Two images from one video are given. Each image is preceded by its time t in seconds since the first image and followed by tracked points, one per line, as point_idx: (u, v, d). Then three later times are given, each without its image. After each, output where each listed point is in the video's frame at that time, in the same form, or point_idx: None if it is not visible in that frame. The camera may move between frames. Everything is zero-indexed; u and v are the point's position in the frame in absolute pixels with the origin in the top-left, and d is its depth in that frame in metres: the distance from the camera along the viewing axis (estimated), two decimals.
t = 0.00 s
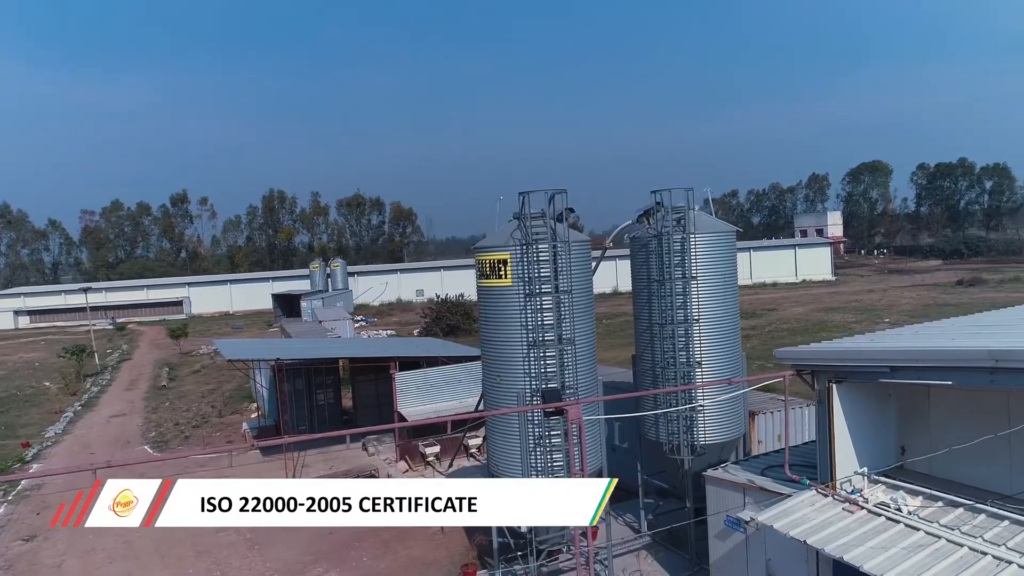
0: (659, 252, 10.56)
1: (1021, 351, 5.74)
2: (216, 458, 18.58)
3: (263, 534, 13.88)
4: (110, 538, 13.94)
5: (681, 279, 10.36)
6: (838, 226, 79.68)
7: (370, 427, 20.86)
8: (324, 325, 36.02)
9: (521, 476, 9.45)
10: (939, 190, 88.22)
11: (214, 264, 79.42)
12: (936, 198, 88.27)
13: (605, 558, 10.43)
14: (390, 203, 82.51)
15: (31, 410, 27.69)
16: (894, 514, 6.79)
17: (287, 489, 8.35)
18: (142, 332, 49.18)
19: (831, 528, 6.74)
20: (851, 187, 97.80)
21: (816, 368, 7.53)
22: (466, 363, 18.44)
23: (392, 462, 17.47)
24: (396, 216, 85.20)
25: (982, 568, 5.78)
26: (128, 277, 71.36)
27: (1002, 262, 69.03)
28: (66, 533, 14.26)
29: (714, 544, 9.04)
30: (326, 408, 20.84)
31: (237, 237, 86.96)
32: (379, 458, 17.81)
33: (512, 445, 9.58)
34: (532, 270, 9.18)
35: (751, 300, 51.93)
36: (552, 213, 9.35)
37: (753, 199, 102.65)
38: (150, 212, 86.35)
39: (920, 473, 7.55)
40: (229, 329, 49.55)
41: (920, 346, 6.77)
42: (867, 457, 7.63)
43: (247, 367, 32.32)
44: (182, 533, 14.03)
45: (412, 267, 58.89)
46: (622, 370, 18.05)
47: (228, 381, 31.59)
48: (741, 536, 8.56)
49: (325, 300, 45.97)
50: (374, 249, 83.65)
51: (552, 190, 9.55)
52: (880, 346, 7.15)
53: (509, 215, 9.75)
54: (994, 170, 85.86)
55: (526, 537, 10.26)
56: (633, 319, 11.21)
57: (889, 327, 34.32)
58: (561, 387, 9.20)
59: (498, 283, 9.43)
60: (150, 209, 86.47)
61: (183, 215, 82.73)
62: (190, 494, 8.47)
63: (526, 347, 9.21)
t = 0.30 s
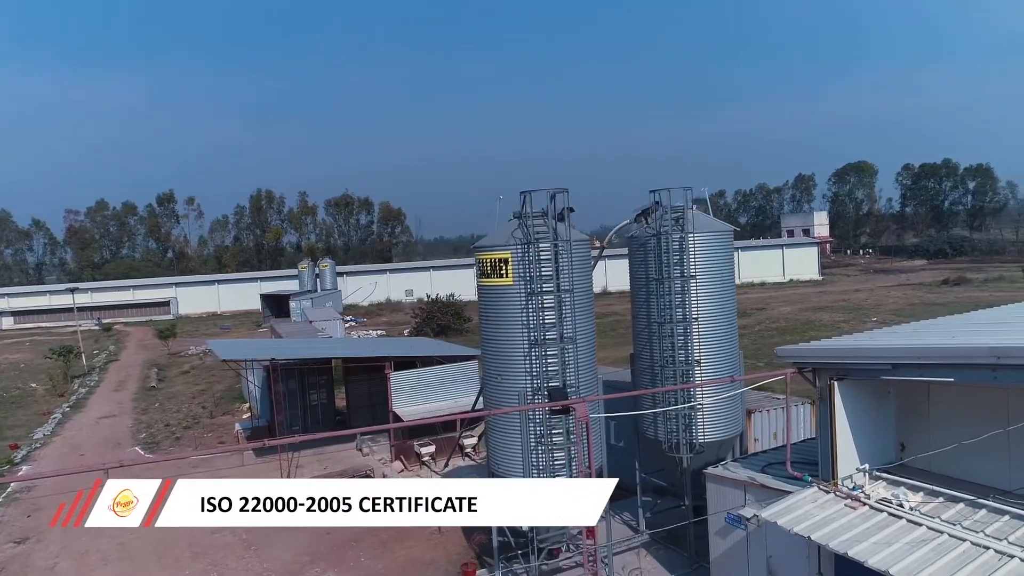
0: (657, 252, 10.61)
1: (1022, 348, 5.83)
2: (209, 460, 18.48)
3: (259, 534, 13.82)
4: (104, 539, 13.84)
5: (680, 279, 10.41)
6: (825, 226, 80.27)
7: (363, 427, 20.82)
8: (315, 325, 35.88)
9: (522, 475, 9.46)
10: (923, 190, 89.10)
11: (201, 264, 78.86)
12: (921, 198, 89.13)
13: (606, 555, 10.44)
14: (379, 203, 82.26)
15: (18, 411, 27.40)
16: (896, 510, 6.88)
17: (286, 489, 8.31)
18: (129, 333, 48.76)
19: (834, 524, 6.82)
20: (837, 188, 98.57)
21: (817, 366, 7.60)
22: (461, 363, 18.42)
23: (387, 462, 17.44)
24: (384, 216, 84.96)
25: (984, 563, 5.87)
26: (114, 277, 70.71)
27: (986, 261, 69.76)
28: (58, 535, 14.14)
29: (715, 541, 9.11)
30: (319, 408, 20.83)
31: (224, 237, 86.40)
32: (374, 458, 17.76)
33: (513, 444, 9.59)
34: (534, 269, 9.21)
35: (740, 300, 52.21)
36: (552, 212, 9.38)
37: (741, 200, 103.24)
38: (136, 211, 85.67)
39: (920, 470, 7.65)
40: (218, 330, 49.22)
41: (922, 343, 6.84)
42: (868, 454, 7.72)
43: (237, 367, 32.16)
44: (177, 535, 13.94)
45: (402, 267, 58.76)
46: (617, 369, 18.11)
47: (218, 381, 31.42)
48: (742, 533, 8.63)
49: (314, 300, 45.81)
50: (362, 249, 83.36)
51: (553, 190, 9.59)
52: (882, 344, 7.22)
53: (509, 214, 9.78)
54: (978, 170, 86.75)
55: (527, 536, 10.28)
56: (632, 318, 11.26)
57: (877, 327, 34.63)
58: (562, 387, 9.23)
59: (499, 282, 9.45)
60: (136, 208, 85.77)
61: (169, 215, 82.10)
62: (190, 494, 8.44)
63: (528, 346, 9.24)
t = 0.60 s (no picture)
0: (662, 251, 10.66)
1: None
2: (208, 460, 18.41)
3: (260, 534, 13.78)
4: (103, 540, 13.76)
5: (684, 278, 10.46)
6: (817, 226, 80.63)
7: (362, 428, 20.73)
8: (310, 326, 35.77)
9: (529, 474, 9.49)
10: (915, 191, 89.61)
11: (193, 264, 78.48)
12: (912, 198, 89.62)
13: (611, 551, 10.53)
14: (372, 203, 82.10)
15: (12, 412, 27.21)
16: (905, 507, 6.94)
17: (286, 489, 8.28)
18: (122, 333, 48.45)
19: (844, 521, 6.88)
20: (829, 188, 99.06)
21: (825, 364, 7.64)
22: (461, 363, 18.41)
23: (387, 462, 17.40)
24: (378, 216, 84.77)
25: (995, 558, 5.94)
26: (106, 278, 70.27)
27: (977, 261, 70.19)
28: (57, 537, 14.05)
29: (721, 539, 9.15)
30: (317, 408, 20.70)
31: (217, 237, 86.02)
32: (373, 458, 17.72)
33: (520, 443, 9.62)
34: (541, 268, 9.24)
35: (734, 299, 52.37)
36: (559, 211, 9.41)
37: (733, 200, 103.59)
38: (128, 211, 85.20)
39: (927, 467, 7.72)
40: (212, 330, 49.01)
41: (930, 342, 6.90)
42: (875, 452, 7.78)
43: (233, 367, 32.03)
44: (177, 536, 13.88)
45: (396, 267, 58.66)
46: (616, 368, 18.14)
47: (213, 381, 31.27)
48: (749, 531, 8.68)
49: (308, 300, 45.69)
50: (356, 249, 83.15)
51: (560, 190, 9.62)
52: (890, 341, 7.27)
53: (515, 213, 9.80)
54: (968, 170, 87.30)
55: (534, 534, 10.32)
56: (635, 317, 11.32)
57: (872, 326, 34.81)
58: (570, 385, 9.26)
59: (505, 281, 9.47)
60: (127, 208, 85.30)
61: (161, 215, 81.67)
62: (190, 494, 8.37)
63: (535, 345, 9.26)
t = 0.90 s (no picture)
0: (668, 250, 10.72)
1: None
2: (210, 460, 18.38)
3: (264, 535, 13.76)
4: (106, 541, 13.69)
5: (691, 277, 10.50)
6: (812, 226, 80.90)
7: (363, 428, 20.76)
8: (309, 326, 35.72)
9: (538, 473, 9.52)
10: (909, 191, 90.07)
11: (189, 264, 78.26)
12: (907, 198, 90.02)
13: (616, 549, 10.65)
14: (369, 203, 82.09)
15: (9, 413, 27.09)
16: (915, 503, 6.99)
17: (286, 489, 8.28)
18: (118, 334, 48.20)
19: (855, 517, 6.92)
20: (824, 188, 99.47)
21: (835, 362, 7.69)
22: (463, 362, 18.42)
23: (390, 461, 17.42)
24: (374, 216, 84.72)
25: (1006, 554, 5.98)
26: (102, 278, 70.03)
27: (971, 261, 70.60)
28: (59, 538, 13.98)
29: (729, 537, 9.20)
30: (318, 407, 20.75)
31: (213, 237, 85.82)
32: (376, 457, 17.69)
33: (528, 442, 9.65)
34: (550, 267, 9.30)
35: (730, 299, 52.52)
36: (567, 210, 9.44)
37: (729, 200, 103.90)
38: (123, 211, 84.94)
39: (934, 463, 7.79)
40: (209, 330, 48.89)
41: (942, 339, 6.94)
42: (883, 449, 7.83)
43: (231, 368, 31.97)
44: (180, 536, 13.83)
45: (393, 267, 58.63)
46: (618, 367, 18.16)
47: (211, 382, 31.18)
48: (757, 528, 8.74)
49: (305, 300, 45.65)
50: (352, 249, 83.09)
51: (568, 188, 9.66)
52: (900, 339, 7.33)
53: (523, 212, 9.85)
54: (963, 170, 87.75)
55: (542, 532, 10.35)
56: (641, 316, 11.38)
57: (869, 325, 34.97)
58: (579, 384, 9.31)
59: (514, 280, 9.53)
60: (122, 208, 85.05)
61: (157, 215, 81.45)
62: (190, 494, 8.33)
63: (544, 344, 9.33)
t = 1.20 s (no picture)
0: (671, 250, 10.78)
1: None
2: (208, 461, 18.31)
3: (265, 535, 13.72)
4: (106, 542, 13.61)
5: (694, 276, 10.56)
6: (805, 226, 81.29)
7: (361, 428, 20.75)
8: (304, 326, 35.64)
9: (543, 471, 9.56)
10: (901, 191, 90.64)
11: (182, 265, 77.89)
12: (898, 199, 90.59)
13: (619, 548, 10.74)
14: (363, 203, 81.97)
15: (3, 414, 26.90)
16: (921, 500, 7.07)
17: (287, 489, 8.14)
18: (111, 334, 47.88)
19: (863, 515, 7.00)
20: (817, 188, 99.95)
21: (840, 361, 7.75)
22: (462, 362, 18.44)
23: (390, 461, 17.43)
24: (368, 216, 84.57)
25: (1012, 549, 6.07)
26: (94, 278, 69.64)
27: (962, 261, 71.13)
28: (58, 539, 13.90)
29: (733, 534, 9.27)
30: (317, 408, 20.72)
31: (206, 237, 85.50)
32: (375, 458, 17.68)
33: (533, 441, 9.70)
34: (555, 266, 9.34)
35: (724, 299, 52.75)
36: (573, 210, 9.48)
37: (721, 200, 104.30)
38: (115, 211, 84.51)
39: (939, 460, 7.86)
40: (203, 331, 48.70)
41: (947, 337, 7.01)
42: (889, 446, 7.90)
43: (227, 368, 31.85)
44: (181, 536, 13.78)
45: (387, 267, 58.53)
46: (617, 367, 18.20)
47: (207, 382, 31.08)
48: (762, 526, 8.80)
49: (300, 300, 45.53)
50: (346, 249, 82.94)
51: (573, 188, 9.70)
52: (906, 338, 7.39)
53: (528, 213, 9.89)
54: (954, 171, 88.37)
55: (548, 531, 10.40)
56: (644, 316, 11.44)
57: (863, 325, 35.19)
58: (584, 383, 9.37)
59: (520, 280, 9.57)
60: (114, 207, 84.64)
61: (149, 215, 81.10)
62: (190, 494, 8.12)
63: (550, 343, 9.38)
